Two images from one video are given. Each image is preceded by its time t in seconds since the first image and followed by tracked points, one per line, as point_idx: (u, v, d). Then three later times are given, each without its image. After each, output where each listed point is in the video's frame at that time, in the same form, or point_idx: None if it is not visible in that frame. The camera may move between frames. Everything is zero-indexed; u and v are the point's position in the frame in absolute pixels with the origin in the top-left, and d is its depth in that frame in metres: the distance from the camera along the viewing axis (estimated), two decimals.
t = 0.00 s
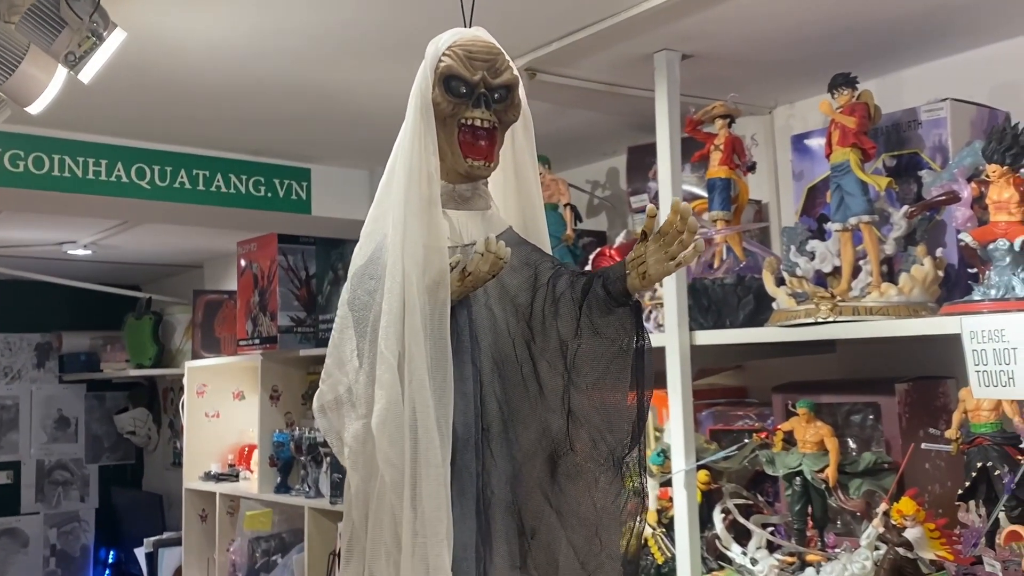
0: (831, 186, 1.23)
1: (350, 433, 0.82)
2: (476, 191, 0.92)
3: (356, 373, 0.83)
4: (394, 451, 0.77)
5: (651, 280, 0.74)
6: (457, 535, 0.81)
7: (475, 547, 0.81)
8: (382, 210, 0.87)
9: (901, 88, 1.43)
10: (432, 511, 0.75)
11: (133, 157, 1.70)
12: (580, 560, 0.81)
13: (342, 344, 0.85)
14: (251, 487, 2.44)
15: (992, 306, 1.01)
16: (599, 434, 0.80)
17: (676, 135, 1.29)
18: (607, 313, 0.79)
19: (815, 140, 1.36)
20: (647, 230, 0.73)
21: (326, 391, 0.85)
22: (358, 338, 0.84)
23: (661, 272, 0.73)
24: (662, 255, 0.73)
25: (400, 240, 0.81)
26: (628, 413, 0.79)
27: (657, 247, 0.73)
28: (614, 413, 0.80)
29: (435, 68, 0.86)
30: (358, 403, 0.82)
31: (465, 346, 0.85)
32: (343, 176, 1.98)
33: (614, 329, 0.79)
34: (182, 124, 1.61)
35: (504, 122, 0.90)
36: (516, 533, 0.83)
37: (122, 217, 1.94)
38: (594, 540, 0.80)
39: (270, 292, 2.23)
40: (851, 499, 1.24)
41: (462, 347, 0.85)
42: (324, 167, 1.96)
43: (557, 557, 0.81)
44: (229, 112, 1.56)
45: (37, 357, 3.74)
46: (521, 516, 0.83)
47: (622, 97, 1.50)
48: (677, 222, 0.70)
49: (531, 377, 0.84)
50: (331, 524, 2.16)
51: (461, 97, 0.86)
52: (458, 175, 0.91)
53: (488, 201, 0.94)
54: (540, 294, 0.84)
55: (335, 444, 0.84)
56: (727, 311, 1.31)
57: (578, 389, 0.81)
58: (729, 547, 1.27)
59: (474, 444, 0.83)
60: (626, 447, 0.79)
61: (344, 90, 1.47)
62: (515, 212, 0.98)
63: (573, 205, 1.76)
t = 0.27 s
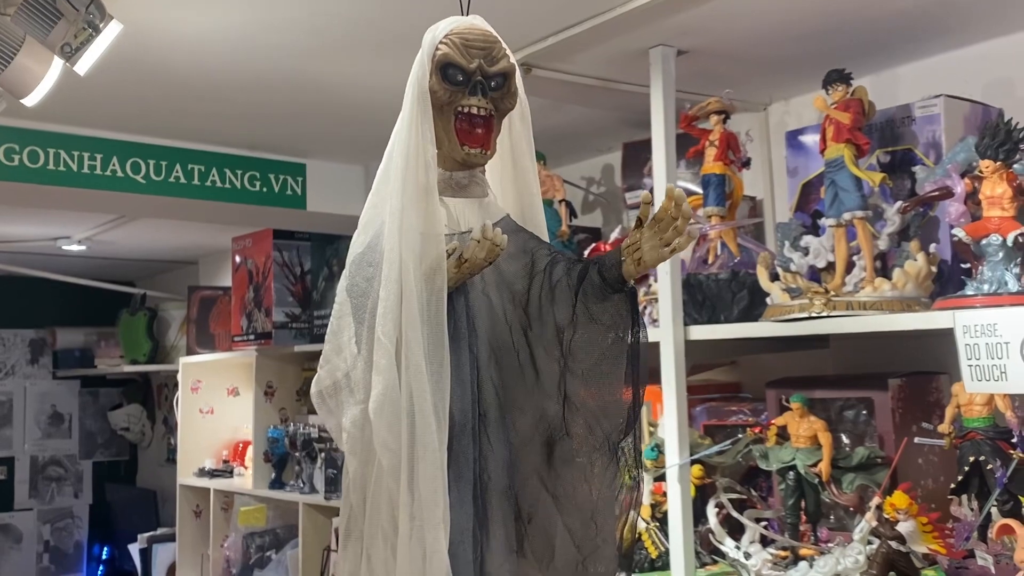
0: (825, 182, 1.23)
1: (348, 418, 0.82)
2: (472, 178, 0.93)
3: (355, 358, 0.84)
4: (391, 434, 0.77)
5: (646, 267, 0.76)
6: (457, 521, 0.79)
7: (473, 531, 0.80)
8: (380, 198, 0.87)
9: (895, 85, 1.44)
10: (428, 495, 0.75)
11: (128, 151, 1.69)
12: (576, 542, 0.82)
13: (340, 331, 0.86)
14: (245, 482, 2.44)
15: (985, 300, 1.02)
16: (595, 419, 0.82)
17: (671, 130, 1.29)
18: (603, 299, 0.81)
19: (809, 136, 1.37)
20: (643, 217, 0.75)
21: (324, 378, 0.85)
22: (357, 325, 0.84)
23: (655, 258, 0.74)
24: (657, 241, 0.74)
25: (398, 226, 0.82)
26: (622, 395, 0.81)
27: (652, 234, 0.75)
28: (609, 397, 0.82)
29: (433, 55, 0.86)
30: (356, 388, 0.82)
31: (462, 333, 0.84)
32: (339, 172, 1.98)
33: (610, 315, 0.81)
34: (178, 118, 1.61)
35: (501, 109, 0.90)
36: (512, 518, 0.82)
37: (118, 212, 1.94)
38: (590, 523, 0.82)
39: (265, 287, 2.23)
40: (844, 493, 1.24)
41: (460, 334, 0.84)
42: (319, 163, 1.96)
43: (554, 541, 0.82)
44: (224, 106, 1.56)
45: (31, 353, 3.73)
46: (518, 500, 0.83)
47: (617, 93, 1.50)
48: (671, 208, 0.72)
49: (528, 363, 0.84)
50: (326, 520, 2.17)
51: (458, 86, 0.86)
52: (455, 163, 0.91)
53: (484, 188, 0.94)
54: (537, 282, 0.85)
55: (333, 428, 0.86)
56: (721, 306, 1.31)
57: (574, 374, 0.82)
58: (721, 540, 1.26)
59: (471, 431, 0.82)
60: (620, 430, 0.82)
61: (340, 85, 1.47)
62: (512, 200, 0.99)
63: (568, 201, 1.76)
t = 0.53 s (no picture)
0: (820, 173, 1.24)
1: (355, 391, 0.83)
2: (477, 156, 0.93)
3: (361, 334, 0.85)
4: (395, 407, 0.78)
5: (650, 241, 0.78)
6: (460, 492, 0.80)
7: (477, 502, 0.80)
8: (384, 176, 0.88)
9: (890, 78, 1.45)
10: (433, 466, 0.76)
11: (124, 141, 1.69)
12: (580, 515, 0.81)
13: (346, 306, 0.86)
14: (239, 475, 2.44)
15: (979, 289, 1.03)
16: (598, 392, 0.82)
17: (667, 121, 1.29)
18: (607, 273, 0.82)
19: (805, 127, 1.38)
20: (647, 192, 0.77)
21: (331, 353, 0.87)
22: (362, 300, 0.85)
23: (659, 232, 0.77)
24: (661, 215, 0.76)
25: (403, 202, 0.82)
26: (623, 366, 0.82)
27: (656, 208, 0.76)
28: (612, 369, 0.82)
29: (437, 31, 0.86)
30: (361, 362, 0.84)
31: (468, 309, 0.85)
32: (335, 163, 1.98)
33: (612, 290, 0.82)
34: (173, 108, 1.61)
35: (505, 85, 0.90)
36: (517, 489, 0.82)
37: (114, 201, 1.93)
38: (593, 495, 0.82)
39: (260, 279, 2.22)
40: (838, 483, 1.25)
41: (465, 311, 0.85)
42: (315, 154, 1.95)
43: (558, 513, 0.81)
44: (221, 96, 1.55)
45: (25, 345, 3.72)
46: (523, 473, 0.82)
47: (614, 84, 1.50)
48: (675, 182, 0.74)
49: (533, 338, 0.84)
50: (321, 512, 2.17)
51: (462, 63, 0.86)
52: (460, 139, 0.91)
53: (489, 163, 0.94)
54: (542, 257, 0.85)
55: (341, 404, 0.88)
56: (716, 297, 1.32)
57: (577, 348, 0.82)
58: (717, 530, 1.28)
59: (475, 404, 0.83)
60: (623, 403, 0.83)
61: (337, 75, 1.47)
62: (517, 178, 0.99)
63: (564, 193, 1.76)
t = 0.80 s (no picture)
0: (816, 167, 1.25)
1: (361, 374, 0.83)
2: (482, 142, 0.93)
3: (367, 319, 0.84)
4: (402, 391, 0.78)
5: (653, 227, 0.75)
6: (466, 474, 0.83)
7: (482, 484, 0.83)
8: (391, 162, 0.88)
9: (886, 74, 1.45)
10: (439, 448, 0.77)
11: (120, 133, 1.69)
12: (584, 500, 0.82)
13: (354, 291, 0.86)
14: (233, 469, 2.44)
15: (974, 282, 1.04)
16: (602, 376, 0.82)
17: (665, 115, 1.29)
18: (611, 259, 0.80)
19: (801, 122, 1.38)
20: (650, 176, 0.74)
21: (339, 338, 0.85)
22: (369, 285, 0.85)
23: (663, 218, 0.74)
24: (664, 201, 0.74)
25: (410, 188, 0.83)
26: (628, 353, 0.80)
27: (659, 194, 0.74)
28: (617, 354, 0.81)
29: (443, 20, 0.87)
30: (368, 347, 0.83)
31: (473, 296, 0.88)
32: (331, 157, 1.98)
33: (617, 276, 0.81)
34: (171, 101, 1.61)
35: (511, 72, 0.91)
36: (522, 472, 0.84)
37: (110, 194, 1.93)
38: (597, 478, 0.82)
39: (255, 273, 2.22)
40: (832, 475, 1.25)
41: (470, 297, 0.88)
42: (312, 148, 1.95)
43: (562, 496, 0.83)
44: (219, 89, 1.55)
45: (17, 339, 3.70)
46: (528, 456, 0.85)
47: (612, 78, 1.51)
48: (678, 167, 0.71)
49: (539, 323, 0.85)
50: (315, 506, 2.17)
51: (469, 51, 0.88)
52: (466, 126, 0.91)
53: (496, 151, 0.94)
54: (547, 243, 0.85)
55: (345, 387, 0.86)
56: (713, 290, 1.32)
57: (581, 332, 0.82)
58: (712, 523, 1.29)
59: (480, 388, 0.85)
60: (628, 392, 0.81)
61: (335, 68, 1.47)
62: (522, 165, 0.99)
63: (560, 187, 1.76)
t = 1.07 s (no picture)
0: (812, 164, 1.26)
1: (370, 364, 0.84)
2: (490, 136, 0.94)
3: (377, 310, 0.86)
4: (412, 379, 0.79)
5: (658, 221, 0.76)
6: (472, 463, 0.83)
7: (488, 472, 0.84)
8: (399, 160, 0.88)
9: (880, 73, 1.47)
10: (447, 435, 0.77)
11: (119, 128, 1.69)
12: (588, 489, 0.83)
13: (362, 283, 0.87)
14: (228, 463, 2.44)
15: (968, 279, 1.05)
16: (607, 365, 0.82)
17: (662, 112, 1.30)
18: (616, 252, 0.81)
19: (797, 120, 1.39)
20: (654, 171, 0.76)
21: (346, 329, 0.87)
22: (378, 277, 0.86)
23: (667, 212, 0.75)
24: (669, 194, 0.75)
25: (418, 181, 0.83)
26: (633, 344, 0.82)
27: (664, 187, 0.75)
28: (622, 344, 0.82)
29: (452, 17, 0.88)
30: (377, 337, 0.84)
31: (481, 287, 0.88)
32: (328, 153, 1.99)
33: (623, 268, 0.81)
34: (170, 96, 1.61)
35: (518, 69, 0.91)
36: (527, 462, 0.85)
37: (107, 189, 1.93)
38: (601, 467, 0.83)
39: (251, 268, 2.22)
40: (827, 469, 1.26)
41: (477, 288, 0.88)
42: (309, 144, 1.96)
43: (567, 485, 0.84)
44: (217, 85, 1.56)
45: (11, 334, 3.69)
46: (533, 446, 0.85)
47: (609, 76, 1.52)
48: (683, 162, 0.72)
49: (545, 314, 0.86)
50: (310, 500, 2.18)
51: (477, 47, 0.88)
52: (473, 121, 0.92)
53: (503, 145, 0.95)
54: (553, 236, 0.86)
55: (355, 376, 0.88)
56: (709, 286, 1.33)
57: (587, 323, 0.83)
58: (707, 516, 1.31)
59: (487, 378, 0.85)
60: (633, 381, 0.82)
61: (334, 65, 1.48)
62: (529, 161, 0.99)
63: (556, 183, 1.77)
